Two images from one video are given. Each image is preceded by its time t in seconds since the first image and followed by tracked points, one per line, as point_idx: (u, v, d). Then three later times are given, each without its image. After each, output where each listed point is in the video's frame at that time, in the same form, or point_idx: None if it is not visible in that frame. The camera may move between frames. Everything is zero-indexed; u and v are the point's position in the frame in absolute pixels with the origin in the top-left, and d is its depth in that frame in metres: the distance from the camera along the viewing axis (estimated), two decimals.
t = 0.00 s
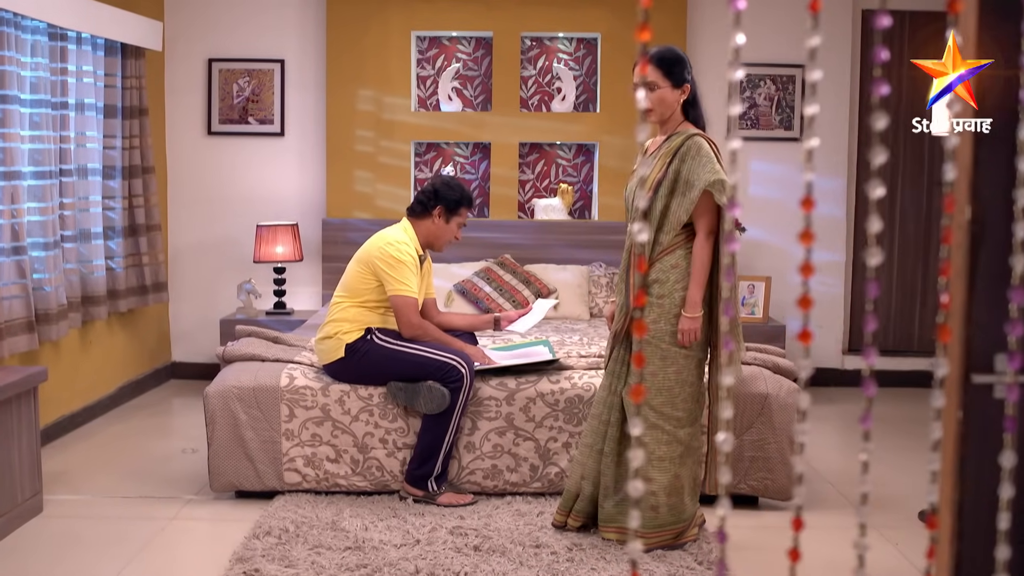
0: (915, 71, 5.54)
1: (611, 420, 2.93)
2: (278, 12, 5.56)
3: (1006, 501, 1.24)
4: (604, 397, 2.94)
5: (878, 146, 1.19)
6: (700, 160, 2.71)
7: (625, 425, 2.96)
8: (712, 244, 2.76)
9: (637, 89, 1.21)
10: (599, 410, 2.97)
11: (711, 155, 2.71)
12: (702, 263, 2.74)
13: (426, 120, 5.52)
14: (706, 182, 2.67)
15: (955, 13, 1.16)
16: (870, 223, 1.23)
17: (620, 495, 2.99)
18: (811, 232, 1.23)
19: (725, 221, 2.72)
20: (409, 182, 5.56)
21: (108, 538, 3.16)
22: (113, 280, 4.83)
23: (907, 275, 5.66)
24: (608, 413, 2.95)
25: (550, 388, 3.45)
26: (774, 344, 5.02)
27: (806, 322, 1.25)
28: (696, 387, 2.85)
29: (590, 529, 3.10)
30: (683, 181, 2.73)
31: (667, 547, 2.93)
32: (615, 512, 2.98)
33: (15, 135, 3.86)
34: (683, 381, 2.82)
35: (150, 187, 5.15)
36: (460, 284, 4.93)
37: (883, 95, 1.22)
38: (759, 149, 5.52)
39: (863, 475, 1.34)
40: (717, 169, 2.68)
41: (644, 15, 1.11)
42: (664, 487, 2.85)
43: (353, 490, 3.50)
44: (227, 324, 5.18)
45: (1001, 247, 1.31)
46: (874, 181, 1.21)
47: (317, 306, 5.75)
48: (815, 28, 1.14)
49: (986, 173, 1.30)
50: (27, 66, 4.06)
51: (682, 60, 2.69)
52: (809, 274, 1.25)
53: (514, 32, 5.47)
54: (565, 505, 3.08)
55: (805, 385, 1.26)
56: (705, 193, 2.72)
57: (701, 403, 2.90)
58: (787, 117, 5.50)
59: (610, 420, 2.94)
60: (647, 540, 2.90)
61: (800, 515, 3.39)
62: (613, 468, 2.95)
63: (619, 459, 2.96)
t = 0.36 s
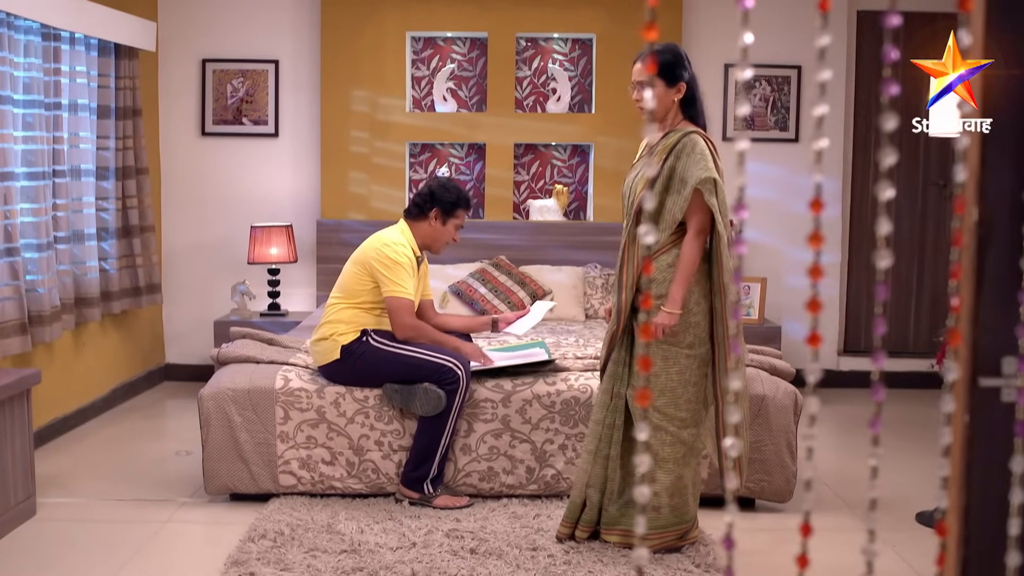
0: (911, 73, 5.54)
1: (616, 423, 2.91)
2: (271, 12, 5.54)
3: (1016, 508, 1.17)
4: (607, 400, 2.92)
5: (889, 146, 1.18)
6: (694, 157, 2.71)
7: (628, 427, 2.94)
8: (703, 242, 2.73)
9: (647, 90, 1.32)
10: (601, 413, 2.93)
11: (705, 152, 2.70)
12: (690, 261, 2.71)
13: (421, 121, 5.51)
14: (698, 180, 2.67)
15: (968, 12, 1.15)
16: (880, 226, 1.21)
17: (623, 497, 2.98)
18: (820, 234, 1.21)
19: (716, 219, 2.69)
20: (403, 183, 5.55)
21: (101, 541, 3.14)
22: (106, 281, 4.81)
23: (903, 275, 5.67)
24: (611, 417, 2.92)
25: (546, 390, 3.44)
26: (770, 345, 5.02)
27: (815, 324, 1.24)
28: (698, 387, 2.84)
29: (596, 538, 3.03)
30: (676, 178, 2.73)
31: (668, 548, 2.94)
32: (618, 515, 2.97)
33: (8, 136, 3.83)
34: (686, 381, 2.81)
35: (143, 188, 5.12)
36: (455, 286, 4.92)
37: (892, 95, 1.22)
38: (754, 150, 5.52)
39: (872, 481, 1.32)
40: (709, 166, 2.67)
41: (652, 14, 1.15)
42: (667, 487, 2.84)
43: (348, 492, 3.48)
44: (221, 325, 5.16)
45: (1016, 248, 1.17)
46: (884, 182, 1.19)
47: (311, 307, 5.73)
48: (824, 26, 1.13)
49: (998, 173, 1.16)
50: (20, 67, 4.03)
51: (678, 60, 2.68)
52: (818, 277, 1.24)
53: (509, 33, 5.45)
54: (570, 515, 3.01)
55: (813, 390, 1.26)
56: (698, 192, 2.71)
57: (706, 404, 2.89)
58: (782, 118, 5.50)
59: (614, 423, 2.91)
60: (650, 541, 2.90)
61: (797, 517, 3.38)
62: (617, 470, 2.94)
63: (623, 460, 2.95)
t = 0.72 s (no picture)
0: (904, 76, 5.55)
1: (613, 427, 2.90)
2: (264, 13, 5.52)
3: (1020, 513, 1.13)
4: (603, 404, 2.90)
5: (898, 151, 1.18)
6: (683, 156, 2.72)
7: (624, 431, 2.93)
8: (694, 243, 2.72)
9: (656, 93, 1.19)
10: (598, 416, 2.91)
11: (695, 151, 2.71)
12: (682, 263, 2.70)
13: (414, 123, 5.49)
14: (685, 177, 2.68)
15: (976, 14, 1.14)
16: (887, 227, 1.21)
17: (620, 501, 2.97)
18: (826, 237, 1.21)
19: (706, 219, 2.69)
20: (397, 185, 5.53)
21: (94, 545, 3.12)
22: (98, 284, 4.78)
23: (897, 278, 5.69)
24: (607, 421, 2.91)
25: (541, 393, 3.43)
26: (764, 347, 5.02)
27: (822, 328, 1.24)
28: (693, 392, 2.83)
29: (592, 542, 3.02)
30: (667, 178, 2.73)
31: (665, 552, 2.93)
32: (614, 519, 2.96)
33: None
34: (681, 387, 2.80)
35: (136, 190, 5.10)
36: (448, 288, 4.91)
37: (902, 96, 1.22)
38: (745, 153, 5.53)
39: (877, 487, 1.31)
40: (697, 164, 2.68)
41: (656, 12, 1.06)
42: (664, 493, 2.83)
43: (342, 496, 3.47)
44: (214, 328, 5.13)
45: None
46: (891, 185, 1.18)
47: (305, 310, 5.71)
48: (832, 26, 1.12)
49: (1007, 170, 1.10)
50: (11, 68, 4.01)
51: (670, 60, 2.67)
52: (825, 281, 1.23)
53: (503, 34, 5.45)
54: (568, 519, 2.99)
55: (820, 395, 1.24)
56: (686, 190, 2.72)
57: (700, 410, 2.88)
58: (775, 119, 5.50)
59: (611, 427, 2.90)
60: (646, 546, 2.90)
61: (793, 520, 3.38)
62: (612, 474, 2.92)
63: (620, 465, 2.94)
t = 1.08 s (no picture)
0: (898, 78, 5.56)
1: (609, 431, 2.89)
2: (258, 14, 5.51)
3: None
4: (599, 407, 2.89)
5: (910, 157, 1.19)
6: (678, 157, 2.71)
7: (620, 435, 2.92)
8: (690, 245, 2.71)
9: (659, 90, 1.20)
10: (593, 420, 2.90)
11: (690, 152, 2.70)
12: (677, 266, 2.69)
13: (409, 124, 5.48)
14: (681, 180, 2.67)
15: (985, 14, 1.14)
16: (895, 230, 1.20)
17: (617, 504, 2.97)
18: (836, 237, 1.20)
19: (702, 221, 2.68)
20: (391, 186, 5.52)
21: (88, 548, 3.10)
22: (91, 285, 4.76)
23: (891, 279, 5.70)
24: (603, 424, 2.90)
25: (537, 395, 3.42)
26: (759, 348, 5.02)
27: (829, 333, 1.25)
28: (689, 396, 2.82)
29: (589, 545, 3.01)
30: (662, 179, 2.72)
31: (661, 555, 2.93)
32: (611, 522, 2.96)
33: None
34: (676, 390, 2.79)
35: (129, 191, 5.08)
36: (443, 289, 4.90)
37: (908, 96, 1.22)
38: (739, 154, 5.53)
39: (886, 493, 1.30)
40: (692, 165, 2.68)
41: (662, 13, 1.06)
42: (660, 496, 2.83)
43: (336, 498, 3.45)
44: (208, 329, 5.11)
45: None
46: (900, 185, 1.19)
47: (299, 311, 5.69)
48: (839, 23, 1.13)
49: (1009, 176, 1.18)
50: (3, 69, 3.98)
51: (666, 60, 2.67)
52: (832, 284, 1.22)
53: (497, 35, 5.44)
54: (564, 523, 2.99)
55: (828, 398, 1.24)
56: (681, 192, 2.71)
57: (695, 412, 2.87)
58: (770, 121, 5.48)
59: (606, 430, 2.89)
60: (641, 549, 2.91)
61: (789, 521, 3.38)
62: (609, 478, 2.91)
63: (615, 468, 2.93)
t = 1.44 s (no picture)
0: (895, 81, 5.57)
1: (607, 435, 2.88)
2: (254, 16, 5.49)
3: None
4: (596, 412, 2.88)
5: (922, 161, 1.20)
6: (679, 164, 2.70)
7: (617, 439, 2.91)
8: (690, 251, 2.70)
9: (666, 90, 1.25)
10: (591, 424, 2.89)
11: (691, 160, 2.70)
12: (677, 272, 2.69)
13: (405, 125, 5.47)
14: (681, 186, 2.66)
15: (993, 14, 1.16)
16: (907, 232, 1.20)
17: (615, 509, 2.96)
18: (847, 240, 1.19)
19: (703, 228, 2.67)
20: (388, 188, 5.51)
21: (84, 552, 3.08)
22: (86, 287, 4.74)
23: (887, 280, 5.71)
24: (601, 429, 2.89)
25: (534, 397, 3.41)
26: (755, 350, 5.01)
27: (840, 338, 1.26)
28: (688, 401, 2.81)
29: (587, 548, 3.00)
30: (662, 186, 2.71)
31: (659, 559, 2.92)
32: (609, 526, 2.95)
33: None
34: (674, 394, 2.79)
35: (124, 193, 5.06)
36: (439, 291, 4.89)
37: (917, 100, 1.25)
38: (738, 155, 5.51)
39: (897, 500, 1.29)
40: (693, 173, 2.68)
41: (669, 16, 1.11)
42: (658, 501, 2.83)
43: (334, 501, 3.44)
44: (203, 332, 5.10)
45: None
46: (911, 187, 1.18)
47: (294, 313, 5.67)
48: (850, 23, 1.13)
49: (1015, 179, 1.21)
50: None
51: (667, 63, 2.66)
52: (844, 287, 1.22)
53: (493, 37, 5.43)
54: (562, 527, 2.98)
55: (839, 403, 1.23)
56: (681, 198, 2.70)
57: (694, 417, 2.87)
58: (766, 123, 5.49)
59: (604, 434, 2.88)
60: (639, 553, 2.91)
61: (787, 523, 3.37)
62: (607, 482, 2.90)
63: (613, 473, 2.92)
